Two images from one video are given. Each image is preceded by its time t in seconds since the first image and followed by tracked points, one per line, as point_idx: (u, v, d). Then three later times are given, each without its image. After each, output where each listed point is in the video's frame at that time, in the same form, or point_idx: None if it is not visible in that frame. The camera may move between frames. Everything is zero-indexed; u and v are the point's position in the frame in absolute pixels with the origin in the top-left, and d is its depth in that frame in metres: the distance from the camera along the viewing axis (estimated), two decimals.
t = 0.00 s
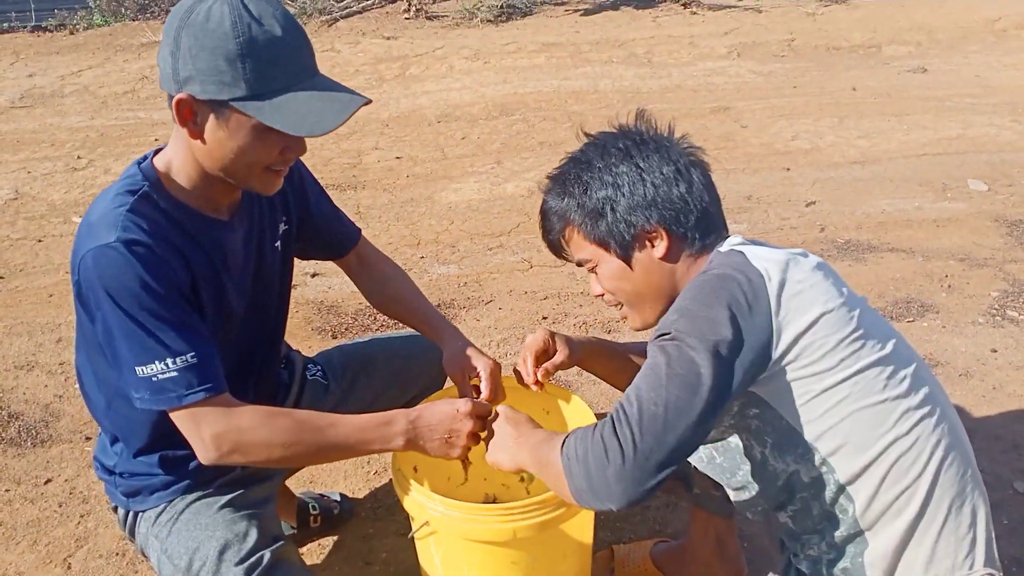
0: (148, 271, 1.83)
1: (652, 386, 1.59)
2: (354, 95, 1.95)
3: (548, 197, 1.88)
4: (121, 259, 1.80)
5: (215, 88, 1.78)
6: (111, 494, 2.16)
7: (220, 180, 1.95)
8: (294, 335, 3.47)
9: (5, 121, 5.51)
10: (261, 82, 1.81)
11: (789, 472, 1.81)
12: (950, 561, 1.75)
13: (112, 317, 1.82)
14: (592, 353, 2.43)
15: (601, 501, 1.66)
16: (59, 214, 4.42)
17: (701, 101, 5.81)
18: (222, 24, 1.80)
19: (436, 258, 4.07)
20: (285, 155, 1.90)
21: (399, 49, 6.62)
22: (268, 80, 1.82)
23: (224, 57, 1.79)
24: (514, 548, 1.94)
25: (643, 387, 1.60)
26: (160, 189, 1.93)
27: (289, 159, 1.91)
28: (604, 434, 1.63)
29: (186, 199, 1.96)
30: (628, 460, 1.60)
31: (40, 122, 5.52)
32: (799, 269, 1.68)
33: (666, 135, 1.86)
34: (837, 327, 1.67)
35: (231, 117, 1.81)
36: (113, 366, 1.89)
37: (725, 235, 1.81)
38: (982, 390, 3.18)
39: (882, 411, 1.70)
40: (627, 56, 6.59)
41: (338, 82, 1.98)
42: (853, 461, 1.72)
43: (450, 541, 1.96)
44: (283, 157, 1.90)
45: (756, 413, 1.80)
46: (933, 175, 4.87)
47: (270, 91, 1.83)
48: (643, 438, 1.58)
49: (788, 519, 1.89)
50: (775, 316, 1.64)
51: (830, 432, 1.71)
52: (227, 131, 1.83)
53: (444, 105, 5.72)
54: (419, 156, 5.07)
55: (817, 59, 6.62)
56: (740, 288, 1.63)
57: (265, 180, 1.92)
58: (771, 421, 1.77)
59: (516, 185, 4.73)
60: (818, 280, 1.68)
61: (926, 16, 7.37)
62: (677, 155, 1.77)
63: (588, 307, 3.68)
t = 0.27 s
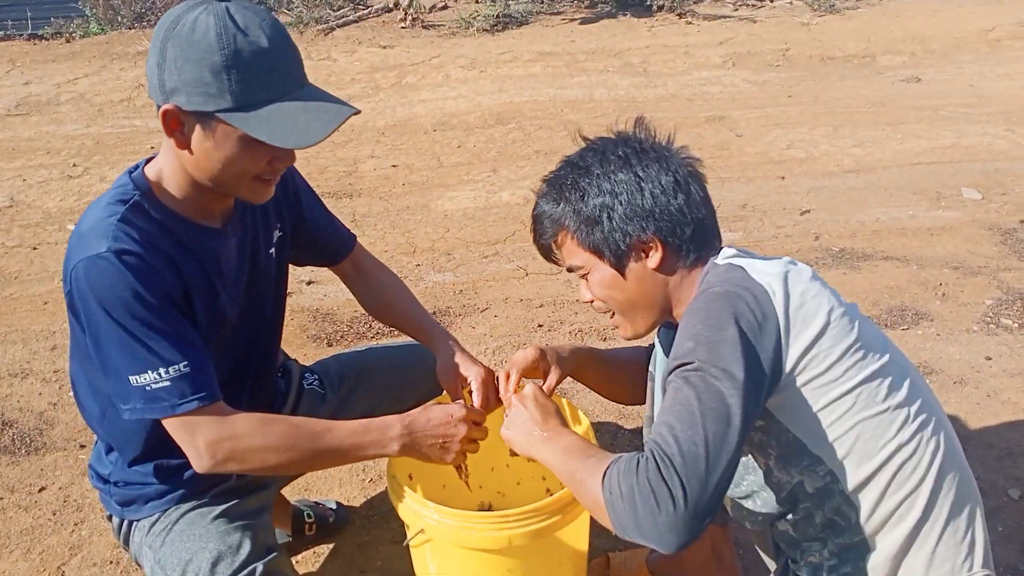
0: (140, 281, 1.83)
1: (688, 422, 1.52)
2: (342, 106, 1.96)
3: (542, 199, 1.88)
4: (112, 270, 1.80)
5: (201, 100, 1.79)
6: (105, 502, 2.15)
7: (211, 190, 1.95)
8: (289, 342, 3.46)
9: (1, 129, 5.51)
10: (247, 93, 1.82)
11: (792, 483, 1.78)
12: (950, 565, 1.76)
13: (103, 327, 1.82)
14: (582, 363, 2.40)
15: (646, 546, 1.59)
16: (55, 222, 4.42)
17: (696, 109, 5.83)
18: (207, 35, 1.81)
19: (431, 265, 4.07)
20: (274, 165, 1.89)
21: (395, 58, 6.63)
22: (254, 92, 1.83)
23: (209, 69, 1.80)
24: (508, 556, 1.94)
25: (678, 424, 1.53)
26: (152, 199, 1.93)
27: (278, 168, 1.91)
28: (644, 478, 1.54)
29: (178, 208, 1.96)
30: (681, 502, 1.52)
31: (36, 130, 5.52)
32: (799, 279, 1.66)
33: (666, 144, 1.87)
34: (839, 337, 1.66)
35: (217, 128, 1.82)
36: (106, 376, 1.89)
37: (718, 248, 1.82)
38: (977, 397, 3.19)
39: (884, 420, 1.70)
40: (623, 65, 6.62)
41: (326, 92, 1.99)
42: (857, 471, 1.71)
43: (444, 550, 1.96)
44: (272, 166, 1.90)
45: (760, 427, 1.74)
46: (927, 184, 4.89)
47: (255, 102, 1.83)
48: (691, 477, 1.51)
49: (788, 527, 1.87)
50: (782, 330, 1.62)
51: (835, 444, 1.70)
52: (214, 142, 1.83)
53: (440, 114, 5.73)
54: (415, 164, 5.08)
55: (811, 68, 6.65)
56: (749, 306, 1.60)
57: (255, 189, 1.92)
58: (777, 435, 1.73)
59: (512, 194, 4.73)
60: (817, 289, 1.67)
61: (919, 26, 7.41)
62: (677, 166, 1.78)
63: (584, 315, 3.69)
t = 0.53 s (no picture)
0: (141, 280, 1.83)
1: (686, 429, 1.51)
2: (341, 104, 1.95)
3: (536, 210, 1.88)
4: (113, 268, 1.80)
5: (198, 99, 1.79)
6: (108, 498, 2.16)
7: (210, 187, 1.95)
8: (292, 339, 3.47)
9: (5, 126, 5.52)
10: (244, 92, 1.81)
11: (800, 485, 1.77)
12: (960, 562, 1.77)
13: (105, 325, 1.82)
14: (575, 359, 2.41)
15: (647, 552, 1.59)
16: (58, 219, 4.42)
17: (700, 104, 5.82)
18: (203, 34, 1.80)
19: (434, 261, 4.07)
20: (272, 163, 1.90)
21: (398, 53, 6.63)
22: (251, 90, 1.82)
23: (206, 67, 1.79)
24: (511, 553, 1.94)
25: (676, 431, 1.52)
26: (151, 196, 1.93)
27: (276, 166, 1.91)
28: (643, 486, 1.53)
29: (178, 206, 1.96)
30: (679, 510, 1.52)
31: (39, 127, 5.53)
32: (800, 279, 1.65)
33: (654, 146, 1.85)
34: (841, 337, 1.65)
35: (215, 127, 1.82)
36: (109, 374, 1.89)
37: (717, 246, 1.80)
38: (981, 392, 3.18)
39: (888, 420, 1.69)
40: (626, 60, 6.60)
41: (325, 90, 1.98)
42: (864, 472, 1.71)
43: (447, 545, 1.96)
44: (270, 164, 1.90)
45: (766, 430, 1.74)
46: (931, 178, 4.87)
47: (252, 101, 1.83)
48: (689, 484, 1.50)
49: (796, 526, 1.88)
50: (780, 333, 1.60)
51: (841, 445, 1.69)
52: (212, 140, 1.83)
53: (443, 109, 5.72)
54: (418, 160, 5.07)
55: (815, 62, 6.62)
56: (746, 309, 1.59)
57: (254, 187, 1.93)
58: (783, 437, 1.72)
59: (514, 189, 4.73)
60: (817, 289, 1.65)
61: (924, 19, 7.38)
62: (665, 168, 1.76)
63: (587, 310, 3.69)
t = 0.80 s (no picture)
0: (139, 269, 1.82)
1: (678, 430, 1.50)
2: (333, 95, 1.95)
3: (535, 219, 1.89)
4: (110, 258, 1.80)
5: (188, 91, 1.78)
6: (106, 490, 2.15)
7: (204, 178, 1.94)
8: (292, 332, 3.46)
9: (5, 116, 5.50)
10: (234, 84, 1.80)
11: (802, 488, 1.76)
12: (965, 566, 1.76)
13: (103, 315, 1.81)
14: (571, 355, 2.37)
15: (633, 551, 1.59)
16: (58, 210, 4.42)
17: (701, 99, 5.80)
18: (192, 25, 1.79)
19: (434, 255, 4.06)
20: (264, 154, 1.89)
21: (399, 46, 6.61)
22: (242, 82, 1.81)
23: (196, 59, 1.78)
24: (509, 547, 1.94)
25: (668, 432, 1.51)
26: (145, 187, 1.92)
27: (269, 157, 1.91)
28: (633, 485, 1.53)
29: (172, 197, 1.95)
30: (666, 512, 1.51)
31: (39, 117, 5.52)
32: (801, 282, 1.64)
33: (646, 145, 1.85)
34: (844, 341, 1.64)
35: (206, 118, 1.81)
36: (106, 366, 1.88)
37: (716, 241, 1.78)
38: (980, 390, 3.18)
39: (891, 425, 1.69)
40: (628, 54, 6.59)
41: (316, 80, 1.98)
42: (867, 477, 1.70)
43: (445, 539, 1.96)
44: (263, 155, 1.89)
45: (766, 434, 1.73)
46: (933, 174, 4.86)
47: (243, 92, 1.82)
48: (679, 486, 1.50)
49: (797, 529, 1.87)
50: (781, 337, 1.59)
51: (843, 450, 1.69)
52: (204, 132, 1.83)
53: (444, 102, 5.71)
54: (418, 153, 5.06)
55: (817, 57, 6.60)
56: (745, 312, 1.58)
57: (247, 178, 1.92)
58: (784, 441, 1.72)
59: (515, 183, 4.72)
60: (820, 292, 1.64)
61: (927, 15, 7.36)
62: (656, 165, 1.76)
63: (587, 305, 3.68)
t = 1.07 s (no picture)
0: (130, 278, 1.82)
1: (694, 443, 1.50)
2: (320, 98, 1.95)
3: (540, 217, 1.90)
4: (100, 268, 1.80)
5: (175, 96, 1.78)
6: (105, 497, 2.15)
7: (194, 184, 1.95)
8: (290, 336, 3.46)
9: (3, 121, 5.50)
10: (220, 88, 1.80)
11: (799, 496, 1.79)
12: None
13: (94, 324, 1.81)
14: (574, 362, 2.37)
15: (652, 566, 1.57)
16: (55, 214, 4.42)
17: (699, 104, 5.81)
18: (179, 31, 1.79)
19: (432, 260, 4.06)
20: (253, 158, 1.89)
21: (398, 50, 6.62)
22: (228, 87, 1.82)
23: (182, 64, 1.79)
24: (509, 552, 1.94)
25: (683, 444, 1.51)
26: (136, 196, 1.92)
27: (258, 162, 1.91)
28: (650, 500, 1.52)
29: (163, 204, 1.95)
30: (685, 526, 1.51)
31: (37, 121, 5.52)
32: (801, 290, 1.64)
33: (652, 145, 1.86)
34: (844, 349, 1.64)
35: (194, 124, 1.81)
36: (99, 374, 1.89)
37: (719, 244, 1.78)
38: (978, 394, 3.18)
39: (890, 434, 1.68)
40: (626, 58, 6.60)
41: (303, 83, 1.98)
42: (865, 486, 1.70)
43: (444, 544, 1.96)
44: (252, 160, 1.89)
45: (765, 441, 1.77)
46: (931, 179, 4.87)
47: (230, 97, 1.82)
48: (697, 499, 1.50)
49: (794, 538, 1.90)
50: (780, 346, 1.60)
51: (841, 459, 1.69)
52: (192, 137, 1.83)
53: (442, 107, 5.72)
54: (417, 158, 5.07)
55: (815, 63, 6.62)
56: (746, 321, 1.58)
57: (237, 183, 1.93)
58: (780, 448, 1.75)
59: (513, 188, 4.73)
60: (820, 300, 1.65)
61: (924, 21, 7.38)
62: (662, 165, 1.76)
63: (584, 310, 3.69)
